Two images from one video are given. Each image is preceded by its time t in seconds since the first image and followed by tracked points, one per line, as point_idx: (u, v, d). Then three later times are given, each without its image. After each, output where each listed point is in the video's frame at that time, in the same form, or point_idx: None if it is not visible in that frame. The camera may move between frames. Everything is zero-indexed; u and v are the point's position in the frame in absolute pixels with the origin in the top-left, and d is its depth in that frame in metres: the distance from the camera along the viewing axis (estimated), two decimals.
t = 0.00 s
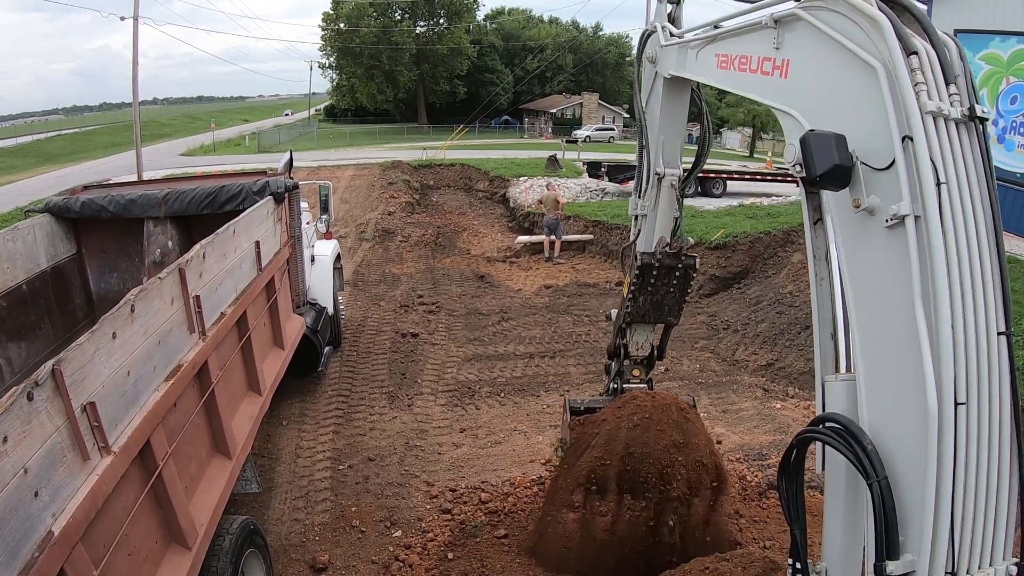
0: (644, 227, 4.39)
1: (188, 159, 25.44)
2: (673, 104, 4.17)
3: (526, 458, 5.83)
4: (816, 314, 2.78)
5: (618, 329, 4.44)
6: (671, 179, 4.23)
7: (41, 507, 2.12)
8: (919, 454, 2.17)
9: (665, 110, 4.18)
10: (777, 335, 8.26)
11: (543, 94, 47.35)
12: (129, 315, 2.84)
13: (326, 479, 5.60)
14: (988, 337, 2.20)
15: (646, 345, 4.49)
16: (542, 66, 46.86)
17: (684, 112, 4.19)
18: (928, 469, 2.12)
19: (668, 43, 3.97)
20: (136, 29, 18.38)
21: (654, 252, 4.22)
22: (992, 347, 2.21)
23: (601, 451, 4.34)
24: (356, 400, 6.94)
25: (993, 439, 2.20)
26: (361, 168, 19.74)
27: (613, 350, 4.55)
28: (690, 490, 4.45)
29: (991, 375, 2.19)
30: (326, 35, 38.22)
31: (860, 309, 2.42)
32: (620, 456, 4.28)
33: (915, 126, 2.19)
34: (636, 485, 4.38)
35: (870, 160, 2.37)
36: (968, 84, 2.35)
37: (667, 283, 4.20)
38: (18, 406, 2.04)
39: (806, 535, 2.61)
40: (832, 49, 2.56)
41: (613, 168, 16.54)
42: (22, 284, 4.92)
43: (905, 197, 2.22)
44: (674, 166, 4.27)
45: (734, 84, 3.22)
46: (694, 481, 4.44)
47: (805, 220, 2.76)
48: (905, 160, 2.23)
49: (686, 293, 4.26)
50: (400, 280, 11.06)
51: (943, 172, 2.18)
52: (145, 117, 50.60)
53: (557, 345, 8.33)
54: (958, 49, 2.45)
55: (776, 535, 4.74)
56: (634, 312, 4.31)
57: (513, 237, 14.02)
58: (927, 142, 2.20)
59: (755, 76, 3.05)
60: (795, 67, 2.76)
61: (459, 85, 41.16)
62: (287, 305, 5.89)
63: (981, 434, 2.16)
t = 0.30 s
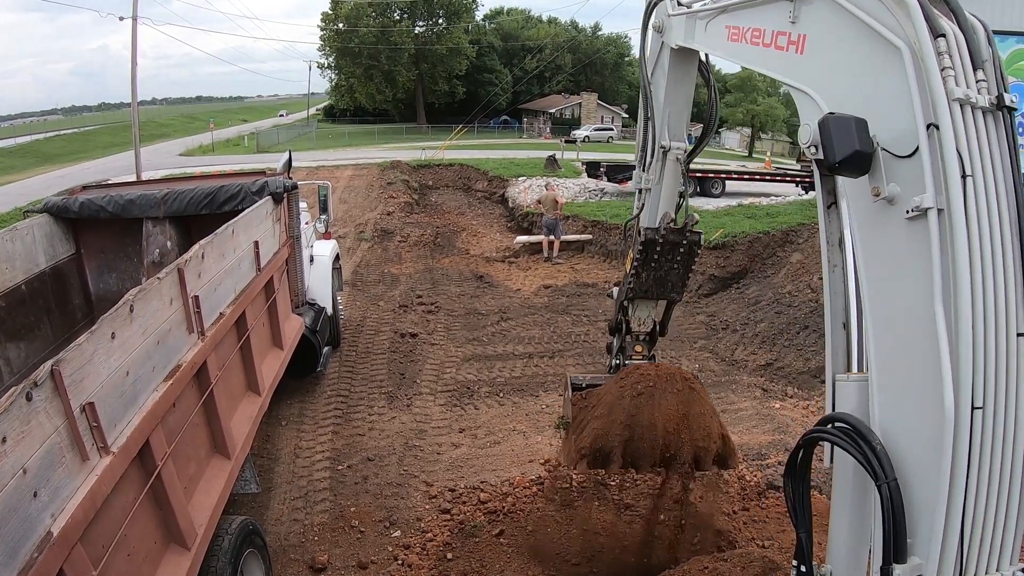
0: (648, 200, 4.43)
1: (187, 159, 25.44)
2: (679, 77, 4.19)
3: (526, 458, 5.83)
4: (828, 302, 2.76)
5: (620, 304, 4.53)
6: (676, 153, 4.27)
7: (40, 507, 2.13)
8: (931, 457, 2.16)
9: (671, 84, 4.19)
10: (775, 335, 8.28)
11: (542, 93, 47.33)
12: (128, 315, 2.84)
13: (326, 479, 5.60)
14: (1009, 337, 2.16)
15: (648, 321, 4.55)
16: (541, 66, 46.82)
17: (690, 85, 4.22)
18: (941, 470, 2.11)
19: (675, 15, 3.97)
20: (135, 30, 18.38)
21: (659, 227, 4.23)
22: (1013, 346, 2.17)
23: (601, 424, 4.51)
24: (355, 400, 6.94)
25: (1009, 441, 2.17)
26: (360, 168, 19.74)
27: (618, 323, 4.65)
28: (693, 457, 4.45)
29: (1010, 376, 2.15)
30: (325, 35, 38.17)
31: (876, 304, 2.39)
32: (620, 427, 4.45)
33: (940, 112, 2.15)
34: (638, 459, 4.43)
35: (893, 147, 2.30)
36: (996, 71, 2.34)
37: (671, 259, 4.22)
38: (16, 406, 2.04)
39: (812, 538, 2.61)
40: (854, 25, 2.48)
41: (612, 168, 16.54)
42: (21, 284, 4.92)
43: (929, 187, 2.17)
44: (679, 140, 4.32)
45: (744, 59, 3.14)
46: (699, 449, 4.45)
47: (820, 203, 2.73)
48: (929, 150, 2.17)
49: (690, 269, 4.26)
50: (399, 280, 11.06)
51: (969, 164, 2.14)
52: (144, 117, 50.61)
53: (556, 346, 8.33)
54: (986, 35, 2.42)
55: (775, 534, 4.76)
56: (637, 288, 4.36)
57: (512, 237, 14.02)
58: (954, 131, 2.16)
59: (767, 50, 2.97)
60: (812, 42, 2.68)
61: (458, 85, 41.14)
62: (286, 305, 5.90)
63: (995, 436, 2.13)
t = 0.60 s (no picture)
0: (653, 175, 4.38)
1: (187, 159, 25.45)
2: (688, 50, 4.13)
3: (525, 458, 5.82)
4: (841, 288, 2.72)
5: (623, 282, 4.45)
6: (683, 129, 4.20)
7: (40, 507, 2.13)
8: (947, 462, 2.07)
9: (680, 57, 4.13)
10: (775, 335, 8.30)
11: (542, 93, 47.34)
12: (128, 315, 2.84)
13: (326, 479, 5.60)
14: None
15: (651, 298, 4.48)
16: (541, 66, 46.82)
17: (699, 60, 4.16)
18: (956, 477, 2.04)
19: None
20: (135, 30, 18.38)
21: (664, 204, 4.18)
22: None
23: (602, 398, 4.03)
24: (354, 400, 6.94)
25: None
26: (360, 168, 19.74)
27: (619, 302, 4.57)
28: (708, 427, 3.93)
29: None
30: (324, 35, 38.15)
31: (891, 301, 2.29)
32: (624, 397, 3.94)
33: (970, 102, 2.04)
34: (647, 432, 3.91)
35: (915, 135, 2.18)
36: None
37: (676, 237, 4.17)
38: (16, 406, 2.04)
39: (818, 542, 2.61)
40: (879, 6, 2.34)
41: (612, 168, 16.55)
42: (21, 284, 4.92)
43: (953, 180, 2.05)
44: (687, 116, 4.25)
45: (758, 35, 2.99)
46: (713, 418, 3.94)
47: (833, 188, 2.65)
48: (955, 139, 2.06)
49: (694, 247, 4.24)
50: (399, 280, 11.07)
51: (997, 159, 2.03)
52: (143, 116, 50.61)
53: (555, 346, 8.33)
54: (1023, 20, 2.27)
55: (775, 534, 4.75)
56: (641, 266, 4.31)
57: (512, 237, 14.02)
58: (982, 122, 2.04)
59: (782, 25, 2.82)
60: (830, 19, 2.53)
61: (457, 85, 41.14)
62: (285, 306, 5.90)
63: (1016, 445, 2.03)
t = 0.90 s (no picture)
0: (659, 153, 4.37)
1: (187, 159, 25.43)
2: (697, 25, 4.12)
3: (525, 458, 5.82)
4: (855, 279, 2.76)
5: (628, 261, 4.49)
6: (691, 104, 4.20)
7: (40, 506, 2.13)
8: (964, 469, 2.03)
9: (689, 32, 4.13)
10: (775, 335, 8.31)
11: (542, 94, 47.33)
12: (127, 315, 2.84)
13: (326, 479, 5.60)
14: None
15: (656, 278, 4.50)
16: (541, 67, 46.84)
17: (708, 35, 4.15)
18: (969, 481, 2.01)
19: None
20: (135, 29, 18.39)
21: (671, 182, 4.17)
22: None
23: (609, 367, 3.78)
24: (354, 400, 6.94)
25: None
26: (360, 168, 19.72)
27: (624, 281, 4.59)
28: (722, 399, 3.65)
29: None
30: (324, 35, 38.11)
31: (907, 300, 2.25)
32: (631, 364, 3.70)
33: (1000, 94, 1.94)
34: (657, 403, 3.65)
35: (941, 125, 2.10)
36: None
37: (683, 215, 4.19)
38: (16, 406, 2.04)
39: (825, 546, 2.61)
40: None
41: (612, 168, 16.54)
42: (21, 284, 4.92)
43: (981, 177, 1.98)
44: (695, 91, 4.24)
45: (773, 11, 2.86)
46: (727, 388, 3.66)
47: (850, 175, 2.65)
48: (984, 132, 1.98)
49: (702, 226, 4.24)
50: (398, 280, 11.06)
51: None
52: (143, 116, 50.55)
53: (555, 346, 8.33)
54: None
55: (775, 535, 4.75)
56: (647, 244, 4.34)
57: (512, 237, 14.01)
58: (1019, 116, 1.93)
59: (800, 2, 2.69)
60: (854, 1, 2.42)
61: (457, 85, 41.12)
62: (286, 305, 5.90)
63: None
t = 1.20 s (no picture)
0: (663, 128, 4.53)
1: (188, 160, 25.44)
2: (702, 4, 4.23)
3: (527, 458, 5.83)
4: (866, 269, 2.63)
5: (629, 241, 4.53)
6: (694, 81, 4.34)
7: (43, 505, 2.14)
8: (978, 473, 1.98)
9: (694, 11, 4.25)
10: (776, 335, 8.32)
11: (543, 94, 47.38)
12: (130, 314, 2.84)
13: (326, 478, 5.61)
14: None
15: (658, 258, 4.56)
16: (542, 67, 46.89)
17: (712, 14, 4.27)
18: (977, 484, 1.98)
19: None
20: (136, 30, 18.43)
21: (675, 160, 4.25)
22: None
23: (616, 335, 3.73)
24: (355, 400, 6.94)
25: None
26: (361, 168, 19.73)
27: (626, 260, 4.61)
28: (733, 365, 3.55)
29: None
30: (325, 35, 38.14)
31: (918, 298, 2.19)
32: (638, 330, 3.64)
33: None
34: (665, 369, 3.57)
35: (963, 116, 1.99)
36: None
37: (687, 194, 4.25)
38: (20, 405, 2.05)
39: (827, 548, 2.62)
40: None
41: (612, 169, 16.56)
42: (22, 283, 4.93)
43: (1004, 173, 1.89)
44: (700, 68, 4.37)
45: None
46: (738, 353, 3.57)
47: (862, 163, 2.59)
48: (1009, 123, 1.87)
49: (705, 205, 4.30)
50: (399, 280, 11.07)
51: None
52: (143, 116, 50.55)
53: (556, 346, 8.33)
54: None
55: (776, 534, 4.75)
56: (650, 224, 4.38)
57: (513, 238, 14.02)
58: None
59: None
60: None
61: (458, 86, 41.16)
62: (287, 303, 5.89)
63: None
